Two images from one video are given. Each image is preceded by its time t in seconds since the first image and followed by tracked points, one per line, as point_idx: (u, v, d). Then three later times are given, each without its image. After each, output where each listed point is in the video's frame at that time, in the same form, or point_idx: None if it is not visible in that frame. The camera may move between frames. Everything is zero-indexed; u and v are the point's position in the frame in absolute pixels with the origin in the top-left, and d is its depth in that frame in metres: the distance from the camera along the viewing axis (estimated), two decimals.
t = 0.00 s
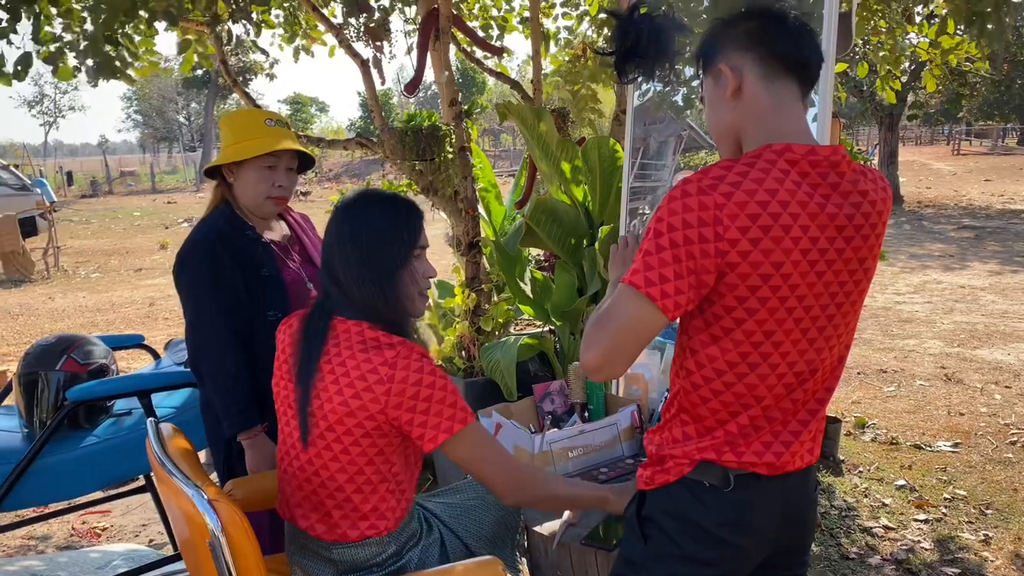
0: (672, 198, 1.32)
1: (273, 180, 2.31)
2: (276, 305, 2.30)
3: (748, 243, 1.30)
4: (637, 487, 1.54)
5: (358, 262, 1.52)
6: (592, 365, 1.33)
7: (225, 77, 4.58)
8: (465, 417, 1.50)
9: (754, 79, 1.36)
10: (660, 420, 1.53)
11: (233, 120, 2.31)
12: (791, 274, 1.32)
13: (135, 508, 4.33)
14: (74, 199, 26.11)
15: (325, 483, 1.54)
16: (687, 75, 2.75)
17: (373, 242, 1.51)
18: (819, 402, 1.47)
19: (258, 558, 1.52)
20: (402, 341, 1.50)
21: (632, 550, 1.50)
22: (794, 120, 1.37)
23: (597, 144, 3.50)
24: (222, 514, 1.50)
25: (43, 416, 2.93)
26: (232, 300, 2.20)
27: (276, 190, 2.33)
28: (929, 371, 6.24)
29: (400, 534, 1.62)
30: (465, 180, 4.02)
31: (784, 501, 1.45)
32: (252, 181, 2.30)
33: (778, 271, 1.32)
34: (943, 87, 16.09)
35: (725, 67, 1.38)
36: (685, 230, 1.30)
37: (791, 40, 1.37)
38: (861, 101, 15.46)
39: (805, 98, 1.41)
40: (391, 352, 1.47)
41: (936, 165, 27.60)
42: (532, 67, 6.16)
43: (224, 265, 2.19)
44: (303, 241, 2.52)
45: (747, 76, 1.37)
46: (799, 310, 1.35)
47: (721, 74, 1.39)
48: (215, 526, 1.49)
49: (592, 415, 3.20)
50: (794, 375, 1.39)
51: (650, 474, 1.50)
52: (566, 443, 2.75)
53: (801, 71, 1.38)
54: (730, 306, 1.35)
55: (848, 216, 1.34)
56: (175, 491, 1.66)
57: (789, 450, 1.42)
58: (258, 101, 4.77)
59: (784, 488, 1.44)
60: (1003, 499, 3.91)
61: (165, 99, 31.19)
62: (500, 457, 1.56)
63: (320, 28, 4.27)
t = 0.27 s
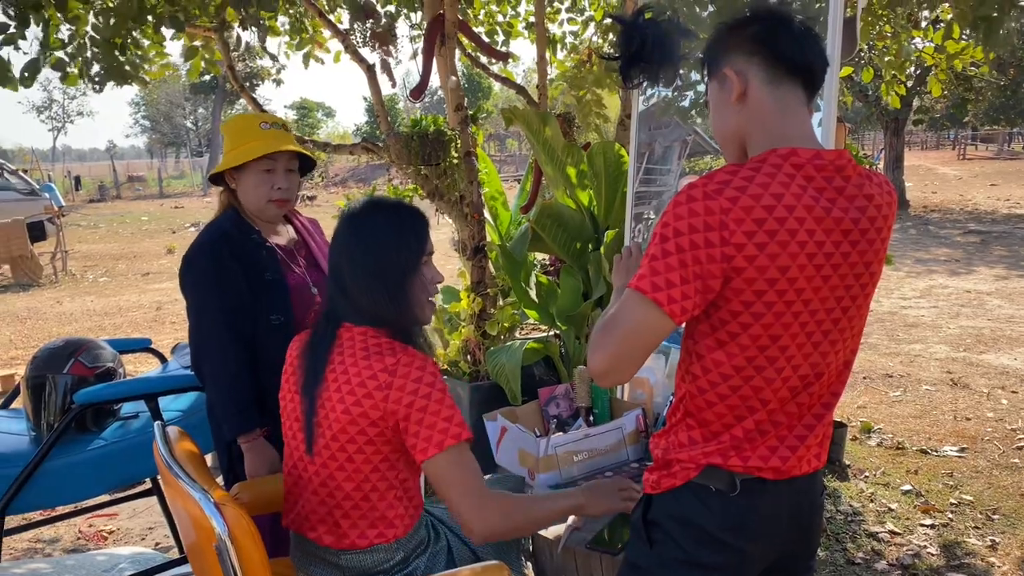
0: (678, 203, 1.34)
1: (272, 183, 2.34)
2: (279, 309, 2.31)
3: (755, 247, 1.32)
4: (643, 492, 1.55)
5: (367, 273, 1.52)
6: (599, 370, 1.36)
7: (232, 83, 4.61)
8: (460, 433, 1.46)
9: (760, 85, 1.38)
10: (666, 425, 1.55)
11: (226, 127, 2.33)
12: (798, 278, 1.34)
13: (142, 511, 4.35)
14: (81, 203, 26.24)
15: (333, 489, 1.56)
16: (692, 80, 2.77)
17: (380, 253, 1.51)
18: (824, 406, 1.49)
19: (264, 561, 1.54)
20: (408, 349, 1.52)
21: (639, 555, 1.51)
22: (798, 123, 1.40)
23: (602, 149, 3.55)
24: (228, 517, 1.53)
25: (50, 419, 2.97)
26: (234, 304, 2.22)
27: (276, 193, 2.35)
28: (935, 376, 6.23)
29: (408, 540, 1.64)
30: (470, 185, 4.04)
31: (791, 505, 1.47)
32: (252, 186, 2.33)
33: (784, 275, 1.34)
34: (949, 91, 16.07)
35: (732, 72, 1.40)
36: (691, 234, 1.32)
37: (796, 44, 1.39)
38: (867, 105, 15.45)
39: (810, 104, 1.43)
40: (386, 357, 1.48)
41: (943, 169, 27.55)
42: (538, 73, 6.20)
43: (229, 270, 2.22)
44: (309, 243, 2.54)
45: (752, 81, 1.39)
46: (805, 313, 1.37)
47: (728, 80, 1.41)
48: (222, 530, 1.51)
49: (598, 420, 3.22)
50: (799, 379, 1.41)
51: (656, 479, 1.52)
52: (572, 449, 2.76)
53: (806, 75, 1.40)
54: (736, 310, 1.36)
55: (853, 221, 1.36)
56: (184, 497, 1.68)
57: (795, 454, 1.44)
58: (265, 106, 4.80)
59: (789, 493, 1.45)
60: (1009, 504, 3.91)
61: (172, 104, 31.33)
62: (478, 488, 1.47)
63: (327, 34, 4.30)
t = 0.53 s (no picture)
0: (686, 204, 1.34)
1: (273, 184, 2.34)
2: (285, 311, 2.33)
3: (764, 249, 1.32)
4: (650, 493, 1.55)
5: (372, 269, 1.52)
6: (607, 371, 1.36)
7: (239, 85, 4.63)
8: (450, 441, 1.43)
9: (771, 85, 1.38)
10: (673, 425, 1.55)
11: (227, 132, 2.35)
12: (807, 281, 1.35)
13: (148, 512, 4.37)
14: (88, 207, 26.33)
15: (338, 488, 1.56)
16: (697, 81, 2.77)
17: (386, 252, 1.51)
18: (834, 409, 1.48)
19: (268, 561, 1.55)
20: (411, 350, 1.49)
21: (643, 554, 1.52)
22: (809, 124, 1.40)
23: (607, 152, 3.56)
24: (234, 518, 1.53)
25: (58, 420, 2.98)
26: (240, 305, 2.24)
27: (278, 194, 2.34)
28: (942, 378, 6.22)
29: (411, 538, 1.64)
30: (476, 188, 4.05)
31: (799, 507, 1.47)
32: (254, 189, 2.34)
33: (794, 278, 1.34)
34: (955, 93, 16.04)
35: (742, 72, 1.40)
36: (700, 236, 1.32)
37: (807, 45, 1.39)
38: (873, 108, 15.42)
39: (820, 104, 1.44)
40: (384, 352, 1.47)
41: (949, 172, 27.47)
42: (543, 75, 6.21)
43: (234, 272, 2.23)
44: (315, 244, 2.54)
45: (762, 83, 1.39)
46: (813, 316, 1.37)
47: (738, 79, 1.41)
48: (227, 530, 1.52)
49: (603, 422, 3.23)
50: (808, 381, 1.41)
51: (664, 480, 1.52)
52: (577, 450, 2.78)
53: (816, 76, 1.40)
54: (745, 312, 1.37)
55: (863, 223, 1.37)
56: (190, 497, 1.69)
57: (803, 457, 1.44)
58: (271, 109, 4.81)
59: (798, 495, 1.45)
60: (1017, 507, 3.90)
61: (177, 107, 31.42)
62: (460, 503, 1.42)
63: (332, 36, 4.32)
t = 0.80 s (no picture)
0: (694, 203, 1.34)
1: (277, 185, 2.35)
2: (291, 311, 2.34)
3: (772, 248, 1.33)
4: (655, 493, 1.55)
5: (375, 269, 1.52)
6: (617, 371, 1.36)
7: (243, 86, 4.65)
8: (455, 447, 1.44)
9: (794, 84, 1.37)
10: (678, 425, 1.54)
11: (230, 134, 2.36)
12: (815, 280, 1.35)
13: (153, 513, 4.38)
14: (92, 208, 26.39)
15: (341, 491, 1.56)
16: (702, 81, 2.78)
17: (389, 253, 1.51)
18: (838, 408, 1.49)
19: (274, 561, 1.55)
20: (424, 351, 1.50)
21: (649, 558, 1.53)
22: (821, 127, 1.40)
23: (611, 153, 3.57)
24: (240, 518, 1.54)
25: (63, 420, 2.98)
26: (245, 305, 2.25)
27: (283, 193, 2.35)
28: (946, 380, 6.21)
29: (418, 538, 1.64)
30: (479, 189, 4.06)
31: (804, 506, 1.47)
32: (258, 189, 2.35)
33: (802, 277, 1.34)
34: (959, 94, 16.01)
35: (769, 65, 1.38)
36: (708, 235, 1.32)
37: (831, 46, 1.38)
38: (877, 109, 15.39)
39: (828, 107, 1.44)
40: (393, 351, 1.48)
41: (953, 173, 27.42)
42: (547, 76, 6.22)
43: (238, 271, 2.24)
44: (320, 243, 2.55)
45: (785, 77, 1.37)
46: (820, 315, 1.38)
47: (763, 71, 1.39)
48: (233, 531, 1.52)
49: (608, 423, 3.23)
50: (815, 380, 1.41)
51: (670, 481, 1.52)
52: (582, 450, 2.78)
53: (834, 79, 1.40)
54: (752, 312, 1.37)
55: (870, 223, 1.37)
56: (196, 497, 1.70)
57: (808, 456, 1.45)
58: (274, 110, 4.83)
59: (803, 494, 1.46)
60: (1021, 509, 3.90)
61: (181, 108, 31.48)
62: (450, 510, 1.42)
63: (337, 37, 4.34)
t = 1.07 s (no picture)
0: (726, 201, 1.24)
1: (281, 187, 2.37)
2: (292, 311, 2.36)
3: (805, 248, 1.24)
4: (657, 500, 1.46)
5: (384, 276, 1.50)
6: (659, 386, 1.23)
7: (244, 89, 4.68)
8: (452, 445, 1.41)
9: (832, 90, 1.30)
10: (677, 429, 1.44)
11: (233, 136, 2.38)
12: (835, 280, 1.29)
13: (154, 515, 4.40)
14: (95, 210, 26.45)
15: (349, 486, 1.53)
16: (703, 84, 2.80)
17: (400, 259, 1.49)
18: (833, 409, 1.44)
19: (273, 562, 1.56)
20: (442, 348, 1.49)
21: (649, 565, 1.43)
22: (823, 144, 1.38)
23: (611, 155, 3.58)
24: (239, 520, 1.56)
25: (64, 422, 3.01)
26: (247, 306, 2.26)
27: (287, 196, 2.37)
28: (947, 382, 6.22)
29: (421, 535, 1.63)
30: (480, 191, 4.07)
31: (806, 510, 1.40)
32: (262, 192, 2.37)
33: (827, 277, 1.28)
34: (961, 96, 16.02)
35: (824, 63, 1.27)
36: (745, 234, 1.22)
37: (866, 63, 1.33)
38: (878, 111, 15.42)
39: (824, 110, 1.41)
40: (412, 346, 1.47)
41: (955, 175, 27.42)
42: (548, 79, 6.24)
43: (242, 273, 2.25)
44: (322, 244, 2.57)
45: (829, 89, 1.30)
46: (836, 315, 1.32)
47: (813, 66, 1.27)
48: (233, 533, 1.54)
49: (607, 424, 3.24)
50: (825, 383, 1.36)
51: (673, 487, 1.42)
52: (581, 453, 2.80)
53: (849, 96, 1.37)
54: (777, 312, 1.28)
55: (870, 221, 1.35)
56: (196, 498, 1.71)
57: (813, 458, 1.38)
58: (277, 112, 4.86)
59: (805, 498, 1.38)
60: (1021, 511, 3.91)
61: (184, 110, 31.53)
62: (433, 506, 1.40)
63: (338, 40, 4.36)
